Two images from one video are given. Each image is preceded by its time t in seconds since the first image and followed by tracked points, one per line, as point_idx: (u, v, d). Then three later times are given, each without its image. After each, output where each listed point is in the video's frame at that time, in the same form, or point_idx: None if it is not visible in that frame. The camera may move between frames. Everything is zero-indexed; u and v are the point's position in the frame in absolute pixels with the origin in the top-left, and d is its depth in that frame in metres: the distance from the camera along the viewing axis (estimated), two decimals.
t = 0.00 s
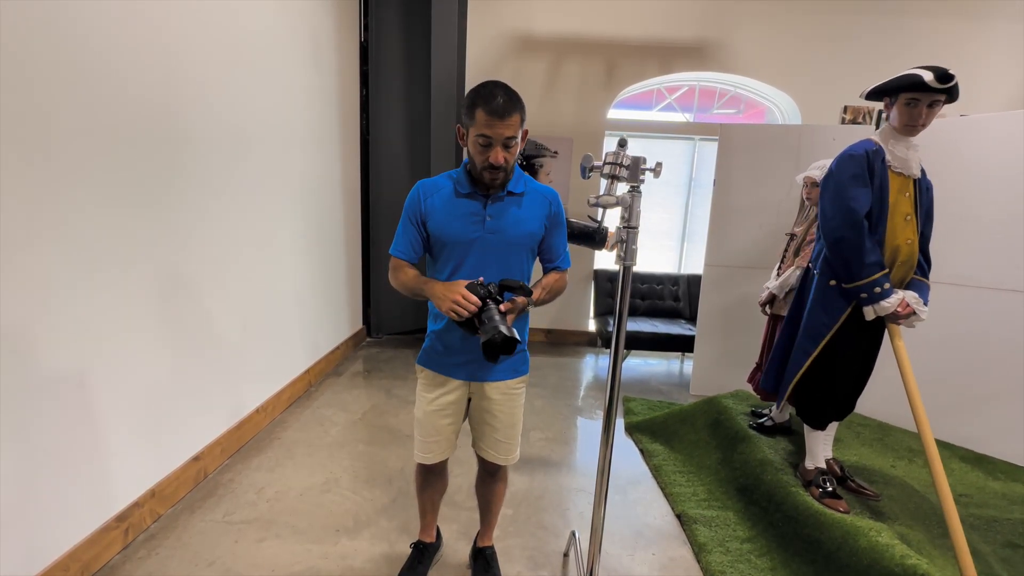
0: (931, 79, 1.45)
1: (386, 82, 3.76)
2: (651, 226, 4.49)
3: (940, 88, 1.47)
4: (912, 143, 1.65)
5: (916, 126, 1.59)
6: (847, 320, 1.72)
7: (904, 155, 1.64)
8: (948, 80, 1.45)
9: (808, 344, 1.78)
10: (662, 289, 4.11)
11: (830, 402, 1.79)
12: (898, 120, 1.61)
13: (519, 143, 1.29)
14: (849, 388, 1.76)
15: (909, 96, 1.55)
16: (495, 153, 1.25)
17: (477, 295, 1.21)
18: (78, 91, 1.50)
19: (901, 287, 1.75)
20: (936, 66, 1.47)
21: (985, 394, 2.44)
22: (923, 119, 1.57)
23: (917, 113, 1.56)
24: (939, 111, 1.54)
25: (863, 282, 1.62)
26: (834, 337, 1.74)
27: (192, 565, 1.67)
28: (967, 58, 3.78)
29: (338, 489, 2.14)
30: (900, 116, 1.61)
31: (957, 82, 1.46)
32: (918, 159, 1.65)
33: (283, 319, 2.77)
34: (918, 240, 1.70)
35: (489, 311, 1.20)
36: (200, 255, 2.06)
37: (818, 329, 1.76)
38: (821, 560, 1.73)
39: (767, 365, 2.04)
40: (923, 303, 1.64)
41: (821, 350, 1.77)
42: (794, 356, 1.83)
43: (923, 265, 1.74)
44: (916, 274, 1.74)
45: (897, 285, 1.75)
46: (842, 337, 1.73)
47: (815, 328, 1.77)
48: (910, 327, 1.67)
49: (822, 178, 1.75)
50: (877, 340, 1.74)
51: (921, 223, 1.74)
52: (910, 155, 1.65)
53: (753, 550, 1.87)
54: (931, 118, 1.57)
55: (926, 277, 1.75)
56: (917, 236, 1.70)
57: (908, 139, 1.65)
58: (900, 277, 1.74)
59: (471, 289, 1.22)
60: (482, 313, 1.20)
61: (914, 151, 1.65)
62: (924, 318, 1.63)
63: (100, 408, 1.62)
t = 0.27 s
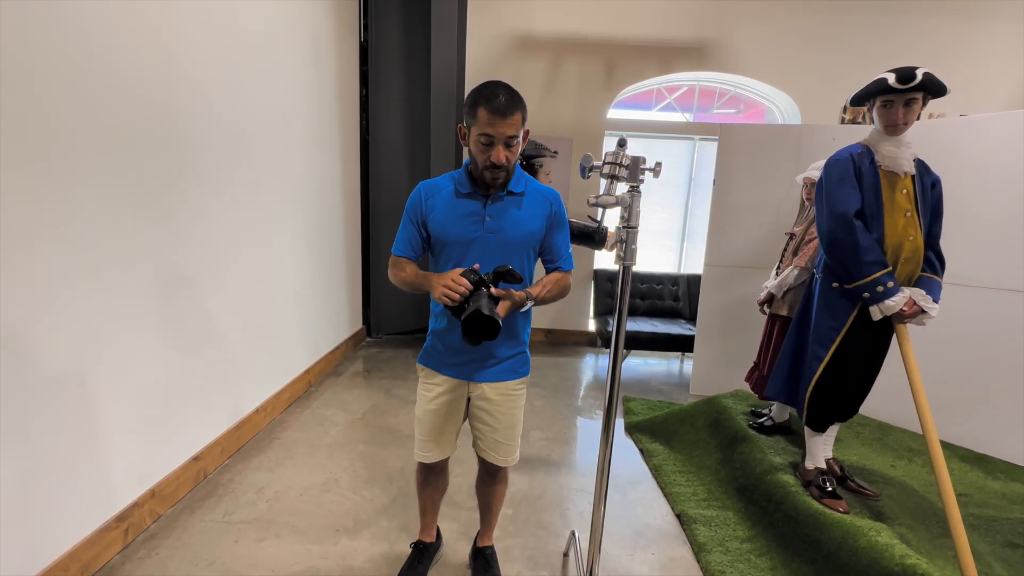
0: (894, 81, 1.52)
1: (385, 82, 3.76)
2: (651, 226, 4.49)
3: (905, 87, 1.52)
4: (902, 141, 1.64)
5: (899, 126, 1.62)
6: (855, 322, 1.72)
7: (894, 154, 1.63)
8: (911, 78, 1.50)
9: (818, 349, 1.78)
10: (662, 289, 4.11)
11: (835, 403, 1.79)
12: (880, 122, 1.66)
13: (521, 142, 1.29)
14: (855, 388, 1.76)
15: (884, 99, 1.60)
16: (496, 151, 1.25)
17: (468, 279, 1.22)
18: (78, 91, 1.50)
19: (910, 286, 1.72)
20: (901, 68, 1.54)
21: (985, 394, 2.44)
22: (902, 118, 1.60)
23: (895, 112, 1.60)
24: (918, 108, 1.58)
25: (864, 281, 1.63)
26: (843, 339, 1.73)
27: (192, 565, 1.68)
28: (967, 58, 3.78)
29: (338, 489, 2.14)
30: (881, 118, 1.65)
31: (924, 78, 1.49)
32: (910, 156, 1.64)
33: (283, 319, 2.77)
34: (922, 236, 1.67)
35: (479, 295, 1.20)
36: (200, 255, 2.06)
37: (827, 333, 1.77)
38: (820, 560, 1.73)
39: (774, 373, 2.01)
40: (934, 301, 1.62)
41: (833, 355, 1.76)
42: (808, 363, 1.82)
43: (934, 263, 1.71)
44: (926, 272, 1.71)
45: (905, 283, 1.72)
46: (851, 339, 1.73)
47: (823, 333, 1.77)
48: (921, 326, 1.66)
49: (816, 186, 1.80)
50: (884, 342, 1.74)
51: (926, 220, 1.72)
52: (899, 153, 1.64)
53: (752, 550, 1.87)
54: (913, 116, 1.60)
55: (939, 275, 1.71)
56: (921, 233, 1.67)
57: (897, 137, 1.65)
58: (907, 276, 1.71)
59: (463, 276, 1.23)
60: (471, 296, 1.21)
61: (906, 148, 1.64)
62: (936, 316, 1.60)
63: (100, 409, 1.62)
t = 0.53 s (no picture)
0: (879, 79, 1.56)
1: (385, 83, 3.76)
2: (651, 226, 4.49)
3: (890, 84, 1.55)
4: (899, 140, 1.64)
5: (893, 124, 1.63)
6: (851, 324, 1.72)
7: (891, 153, 1.64)
8: (895, 75, 1.54)
9: (815, 349, 1.78)
10: (662, 290, 4.11)
11: (830, 406, 1.79)
12: (873, 122, 1.68)
13: (514, 136, 1.28)
14: (848, 392, 1.76)
15: (874, 99, 1.64)
16: (486, 144, 1.25)
17: (473, 269, 1.20)
18: (79, 92, 1.51)
19: (909, 285, 1.71)
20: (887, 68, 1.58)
21: (985, 394, 2.44)
22: (895, 115, 1.61)
23: (887, 110, 1.61)
24: (910, 104, 1.59)
25: (858, 282, 1.63)
26: (840, 340, 1.74)
27: (192, 565, 1.68)
28: (967, 58, 3.78)
29: (337, 489, 2.14)
30: (874, 118, 1.67)
31: (909, 73, 1.52)
32: (906, 157, 1.64)
33: (283, 320, 2.77)
34: (920, 236, 1.67)
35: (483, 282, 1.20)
36: (200, 255, 2.06)
37: (823, 333, 1.77)
38: (820, 560, 1.73)
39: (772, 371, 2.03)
40: (930, 301, 1.62)
41: (829, 356, 1.76)
42: (804, 363, 1.82)
43: (935, 264, 1.71)
44: (926, 272, 1.70)
45: (903, 283, 1.72)
46: (846, 340, 1.73)
47: (820, 334, 1.77)
48: (918, 326, 1.66)
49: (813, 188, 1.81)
50: (882, 344, 1.73)
51: (927, 219, 1.72)
52: (894, 153, 1.64)
53: (752, 550, 1.87)
54: (906, 113, 1.61)
55: (939, 276, 1.70)
56: (919, 233, 1.67)
57: (894, 137, 1.65)
58: (906, 275, 1.71)
59: (464, 265, 1.22)
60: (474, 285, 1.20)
61: (902, 148, 1.64)
62: (932, 316, 1.61)
63: (100, 409, 1.62)
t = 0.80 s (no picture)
0: (874, 75, 1.58)
1: (385, 83, 3.76)
2: (650, 226, 4.50)
3: (886, 79, 1.57)
4: (899, 138, 1.64)
5: (892, 120, 1.63)
6: (843, 325, 1.73)
7: (890, 153, 1.64)
8: (890, 70, 1.55)
9: (808, 348, 1.78)
10: (662, 290, 4.11)
11: (824, 407, 1.79)
12: (873, 120, 1.68)
13: (510, 129, 1.29)
14: (841, 395, 1.77)
15: (872, 96, 1.65)
16: (481, 134, 1.26)
17: (477, 265, 1.20)
18: (79, 92, 1.51)
19: (900, 286, 1.71)
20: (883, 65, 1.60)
21: (985, 395, 2.44)
22: (894, 110, 1.61)
23: (887, 106, 1.61)
24: (908, 99, 1.59)
25: (852, 284, 1.64)
26: (833, 339, 1.74)
27: (192, 565, 1.68)
28: (967, 59, 3.78)
29: (337, 489, 2.14)
30: (874, 115, 1.67)
31: (903, 69, 1.54)
32: (906, 156, 1.64)
33: (283, 320, 2.77)
34: (916, 237, 1.67)
35: (486, 278, 1.19)
36: (200, 255, 2.06)
37: (816, 333, 1.77)
38: (820, 560, 1.73)
39: (768, 368, 2.04)
40: (917, 304, 1.62)
41: (820, 356, 1.76)
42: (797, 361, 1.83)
43: (927, 267, 1.69)
44: (917, 273, 1.69)
45: (893, 284, 1.72)
46: (838, 340, 1.73)
47: (813, 333, 1.77)
48: (907, 328, 1.66)
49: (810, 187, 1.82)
50: (877, 346, 1.73)
51: (924, 219, 1.72)
52: (895, 152, 1.64)
53: (752, 551, 1.88)
54: (905, 108, 1.61)
55: (931, 279, 1.69)
56: (915, 234, 1.67)
57: (895, 134, 1.64)
58: (897, 275, 1.71)
59: (468, 260, 1.21)
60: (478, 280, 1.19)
61: (902, 147, 1.64)
62: (918, 319, 1.61)
63: (100, 409, 1.62)
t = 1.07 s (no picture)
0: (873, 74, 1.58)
1: (385, 83, 3.76)
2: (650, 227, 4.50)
3: (886, 79, 1.57)
4: (896, 138, 1.65)
5: (890, 121, 1.64)
6: (841, 324, 1.73)
7: (886, 154, 1.64)
8: (889, 70, 1.55)
9: (806, 348, 1.78)
10: (662, 290, 4.11)
11: (823, 407, 1.79)
12: (872, 120, 1.68)
13: (508, 126, 1.29)
14: (838, 395, 1.77)
15: (872, 95, 1.65)
16: (479, 131, 1.26)
17: (481, 267, 1.19)
18: (79, 93, 1.51)
19: (897, 286, 1.71)
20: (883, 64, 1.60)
21: (985, 395, 2.44)
22: (892, 111, 1.62)
23: (885, 106, 1.62)
24: (907, 100, 1.60)
25: (848, 284, 1.64)
26: (831, 339, 1.74)
27: (193, 565, 1.68)
28: (967, 59, 3.79)
29: (337, 490, 2.14)
30: (872, 115, 1.68)
31: (904, 69, 1.54)
32: (903, 156, 1.64)
33: (283, 320, 2.77)
34: (913, 238, 1.67)
35: (490, 280, 1.19)
36: (200, 255, 2.06)
37: (814, 333, 1.77)
38: (820, 560, 1.73)
39: (766, 368, 2.04)
40: (913, 305, 1.62)
41: (819, 356, 1.76)
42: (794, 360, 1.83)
43: (925, 268, 1.69)
44: (914, 274, 1.70)
45: (892, 284, 1.72)
46: (836, 340, 1.74)
47: (811, 333, 1.77)
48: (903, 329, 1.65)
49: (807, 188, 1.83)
50: (875, 347, 1.73)
51: (922, 219, 1.72)
52: (891, 152, 1.64)
53: (752, 551, 1.88)
54: (904, 109, 1.62)
55: (928, 280, 1.69)
56: (911, 235, 1.67)
57: (892, 135, 1.65)
58: (895, 275, 1.71)
59: (471, 262, 1.20)
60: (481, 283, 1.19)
61: (899, 148, 1.65)
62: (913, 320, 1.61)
63: (101, 409, 1.62)
